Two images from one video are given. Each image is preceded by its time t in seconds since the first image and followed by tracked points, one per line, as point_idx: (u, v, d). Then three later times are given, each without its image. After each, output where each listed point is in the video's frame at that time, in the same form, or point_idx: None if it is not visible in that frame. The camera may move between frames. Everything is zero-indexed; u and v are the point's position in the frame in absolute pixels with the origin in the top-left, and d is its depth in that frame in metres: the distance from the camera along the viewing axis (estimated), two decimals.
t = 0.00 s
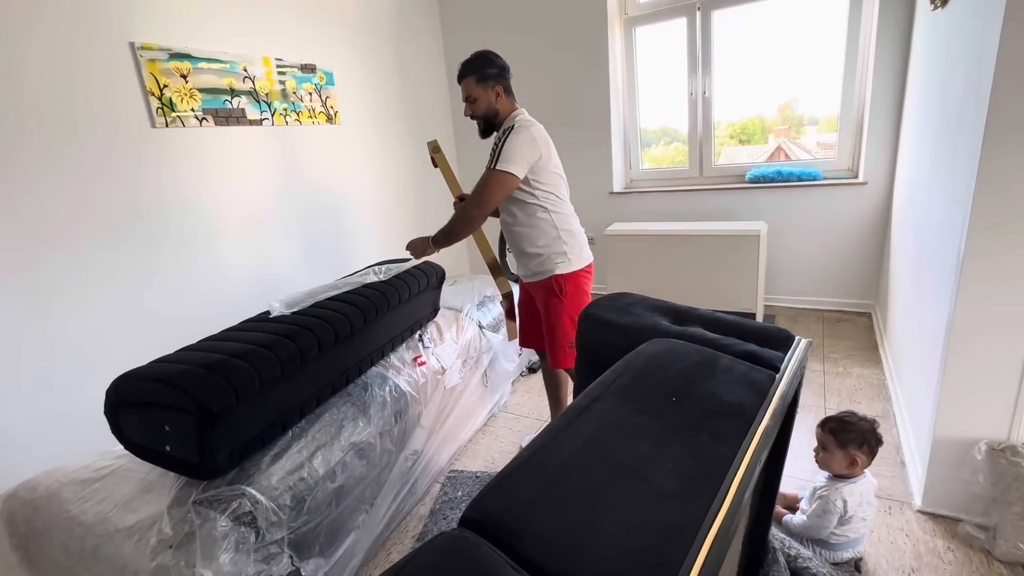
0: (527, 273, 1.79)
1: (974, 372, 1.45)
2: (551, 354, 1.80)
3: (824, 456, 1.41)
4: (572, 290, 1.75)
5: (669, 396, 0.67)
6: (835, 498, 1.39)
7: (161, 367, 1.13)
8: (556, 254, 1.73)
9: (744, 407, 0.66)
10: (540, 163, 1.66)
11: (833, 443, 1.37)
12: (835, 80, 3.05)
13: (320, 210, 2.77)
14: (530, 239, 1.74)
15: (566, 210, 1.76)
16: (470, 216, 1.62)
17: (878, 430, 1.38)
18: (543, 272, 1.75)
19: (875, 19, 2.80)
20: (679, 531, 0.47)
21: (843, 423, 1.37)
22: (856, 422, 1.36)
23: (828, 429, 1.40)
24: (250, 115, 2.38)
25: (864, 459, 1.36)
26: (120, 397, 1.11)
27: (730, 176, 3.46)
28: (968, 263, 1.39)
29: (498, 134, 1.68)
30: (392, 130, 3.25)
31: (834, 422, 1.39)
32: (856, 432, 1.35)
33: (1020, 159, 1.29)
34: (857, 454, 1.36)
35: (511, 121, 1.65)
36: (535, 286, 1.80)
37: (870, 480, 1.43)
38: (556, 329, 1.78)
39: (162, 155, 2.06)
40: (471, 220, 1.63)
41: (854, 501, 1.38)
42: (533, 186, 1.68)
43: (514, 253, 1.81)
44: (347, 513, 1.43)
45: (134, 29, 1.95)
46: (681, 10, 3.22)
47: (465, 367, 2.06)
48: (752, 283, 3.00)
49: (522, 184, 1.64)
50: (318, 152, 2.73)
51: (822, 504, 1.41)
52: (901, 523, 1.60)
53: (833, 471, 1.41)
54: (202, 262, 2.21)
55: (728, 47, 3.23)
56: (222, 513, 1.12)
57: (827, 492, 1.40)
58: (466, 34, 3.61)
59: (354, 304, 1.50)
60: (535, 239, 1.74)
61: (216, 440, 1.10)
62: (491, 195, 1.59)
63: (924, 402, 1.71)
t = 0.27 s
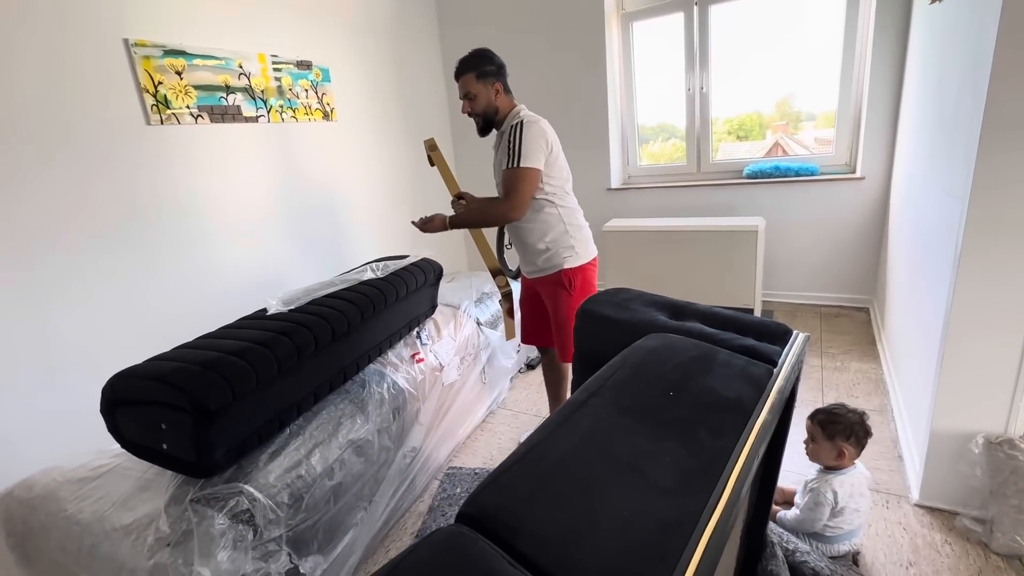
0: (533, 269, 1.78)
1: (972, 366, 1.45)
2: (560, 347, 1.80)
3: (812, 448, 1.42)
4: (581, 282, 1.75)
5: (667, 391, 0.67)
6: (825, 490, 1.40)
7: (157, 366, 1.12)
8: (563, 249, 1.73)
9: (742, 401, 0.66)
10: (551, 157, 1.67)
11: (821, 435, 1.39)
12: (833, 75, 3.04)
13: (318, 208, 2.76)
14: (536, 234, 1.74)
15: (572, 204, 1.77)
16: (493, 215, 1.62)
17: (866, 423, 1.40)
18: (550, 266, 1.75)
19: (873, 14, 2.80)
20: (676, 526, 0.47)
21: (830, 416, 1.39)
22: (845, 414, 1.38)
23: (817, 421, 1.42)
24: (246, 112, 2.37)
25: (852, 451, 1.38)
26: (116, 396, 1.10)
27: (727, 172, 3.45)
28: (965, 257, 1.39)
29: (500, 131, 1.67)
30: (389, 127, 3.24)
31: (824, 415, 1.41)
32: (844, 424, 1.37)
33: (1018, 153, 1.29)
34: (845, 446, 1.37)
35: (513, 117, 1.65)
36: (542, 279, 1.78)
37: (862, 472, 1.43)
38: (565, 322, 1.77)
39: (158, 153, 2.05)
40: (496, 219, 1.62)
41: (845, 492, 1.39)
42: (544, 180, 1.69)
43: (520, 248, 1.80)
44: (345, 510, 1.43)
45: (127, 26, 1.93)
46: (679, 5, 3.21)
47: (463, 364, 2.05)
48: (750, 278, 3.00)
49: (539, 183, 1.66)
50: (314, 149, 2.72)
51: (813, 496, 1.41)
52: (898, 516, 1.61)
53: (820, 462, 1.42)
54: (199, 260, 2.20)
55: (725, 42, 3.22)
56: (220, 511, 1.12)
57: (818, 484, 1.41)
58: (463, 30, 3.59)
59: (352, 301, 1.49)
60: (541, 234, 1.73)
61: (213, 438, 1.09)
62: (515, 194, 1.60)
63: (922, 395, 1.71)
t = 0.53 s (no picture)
0: (543, 269, 1.77)
1: (965, 363, 1.46)
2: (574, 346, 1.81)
3: (794, 436, 1.45)
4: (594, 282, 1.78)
5: (660, 391, 0.67)
6: (806, 481, 1.41)
7: (149, 369, 1.12)
8: (574, 249, 1.75)
9: (735, 400, 0.66)
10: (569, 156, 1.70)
11: (806, 427, 1.41)
12: (826, 73, 3.05)
13: (312, 209, 2.75)
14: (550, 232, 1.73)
15: (581, 204, 1.80)
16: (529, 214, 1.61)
17: (853, 424, 1.41)
18: (562, 265, 1.75)
19: (865, 12, 2.81)
20: (669, 527, 0.46)
21: (820, 411, 1.40)
22: (834, 412, 1.39)
23: (804, 414, 1.43)
24: (238, 113, 2.35)
25: (831, 447, 1.40)
26: (108, 400, 1.10)
27: (722, 171, 3.46)
28: (957, 254, 1.39)
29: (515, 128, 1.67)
30: (382, 127, 3.23)
31: (813, 409, 1.42)
32: (832, 422, 1.38)
33: (1008, 151, 1.29)
34: (825, 441, 1.40)
35: (528, 114, 1.65)
36: (553, 279, 1.78)
37: (843, 462, 1.45)
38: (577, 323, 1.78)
39: (150, 155, 2.04)
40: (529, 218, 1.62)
41: (826, 481, 1.41)
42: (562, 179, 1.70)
43: (529, 247, 1.78)
44: (341, 512, 1.43)
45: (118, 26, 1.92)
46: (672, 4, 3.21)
47: (459, 364, 2.05)
48: (745, 277, 3.01)
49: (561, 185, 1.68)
50: (308, 149, 2.71)
51: (798, 490, 1.42)
52: (893, 513, 1.61)
53: (800, 452, 1.45)
54: (192, 261, 2.19)
55: (719, 40, 3.23)
56: (214, 515, 1.12)
57: (801, 477, 1.42)
58: (456, 29, 3.58)
59: (346, 303, 1.49)
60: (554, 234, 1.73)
61: (206, 441, 1.09)
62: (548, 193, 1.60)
63: (916, 392, 1.72)
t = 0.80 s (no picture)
0: (563, 268, 1.79)
1: (957, 358, 1.47)
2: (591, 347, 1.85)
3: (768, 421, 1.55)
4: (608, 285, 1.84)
5: (653, 389, 0.67)
6: (781, 465, 1.44)
7: (140, 372, 1.11)
8: (592, 249, 1.79)
9: (727, 397, 0.66)
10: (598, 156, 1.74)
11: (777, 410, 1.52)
12: (818, 72, 3.06)
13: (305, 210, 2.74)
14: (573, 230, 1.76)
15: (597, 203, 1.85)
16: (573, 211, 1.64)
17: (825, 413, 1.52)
18: (579, 265, 1.78)
19: (855, 10, 2.82)
20: (662, 524, 0.46)
21: (790, 398, 1.53)
22: (803, 397, 1.51)
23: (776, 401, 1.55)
24: (230, 114, 2.34)
25: (802, 431, 1.49)
26: (98, 403, 1.09)
27: (715, 169, 3.47)
28: (948, 250, 1.40)
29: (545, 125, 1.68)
30: (375, 127, 3.22)
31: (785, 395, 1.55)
32: (802, 405, 1.50)
33: (998, 148, 1.30)
34: (795, 424, 1.49)
35: (560, 111, 1.67)
36: (570, 280, 1.80)
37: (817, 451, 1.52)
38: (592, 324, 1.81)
39: (141, 156, 2.03)
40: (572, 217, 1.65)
41: (799, 462, 1.45)
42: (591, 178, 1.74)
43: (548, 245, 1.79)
44: (336, 514, 1.42)
45: (107, 28, 1.90)
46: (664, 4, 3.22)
47: (453, 365, 2.05)
48: (738, 275, 3.02)
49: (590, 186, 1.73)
50: (301, 150, 2.70)
51: (772, 471, 1.44)
52: (887, 508, 1.62)
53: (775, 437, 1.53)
54: (184, 264, 2.18)
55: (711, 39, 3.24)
56: (207, 518, 1.11)
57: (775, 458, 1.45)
58: (449, 29, 3.57)
59: (339, 304, 1.48)
60: (576, 232, 1.76)
61: (199, 444, 1.08)
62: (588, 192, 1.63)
63: (908, 388, 1.73)
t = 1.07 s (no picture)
0: (586, 266, 1.83)
1: (943, 357, 1.48)
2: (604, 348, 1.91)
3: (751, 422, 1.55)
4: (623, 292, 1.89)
5: (639, 392, 0.67)
6: (767, 467, 1.44)
7: (124, 380, 1.09)
8: (611, 247, 1.85)
9: (713, 400, 0.67)
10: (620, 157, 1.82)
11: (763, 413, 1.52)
12: (805, 73, 3.09)
13: (294, 213, 2.72)
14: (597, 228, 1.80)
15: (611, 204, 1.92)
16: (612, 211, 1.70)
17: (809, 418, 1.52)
18: (599, 263, 1.84)
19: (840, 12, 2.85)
20: (646, 529, 0.46)
21: (777, 402, 1.52)
22: (790, 402, 1.51)
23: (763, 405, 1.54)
24: (218, 118, 2.32)
25: (785, 436, 1.50)
26: (82, 413, 1.07)
27: (704, 171, 3.49)
28: (933, 250, 1.42)
29: (576, 126, 1.70)
30: (364, 130, 3.21)
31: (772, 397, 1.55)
32: (789, 411, 1.49)
33: (981, 148, 1.32)
34: (779, 428, 1.50)
35: (591, 113, 1.70)
36: (592, 275, 1.85)
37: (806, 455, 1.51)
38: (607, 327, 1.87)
39: (126, 161, 2.00)
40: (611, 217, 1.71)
41: (785, 465, 1.45)
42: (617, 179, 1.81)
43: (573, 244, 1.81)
44: (325, 521, 1.41)
45: (91, 31, 1.88)
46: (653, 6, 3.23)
47: (444, 368, 2.04)
48: (728, 275, 3.03)
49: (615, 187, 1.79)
50: (289, 154, 2.68)
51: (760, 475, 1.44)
52: (875, 507, 1.63)
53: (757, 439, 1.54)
54: (171, 269, 2.15)
55: (699, 41, 3.26)
56: (193, 527, 1.10)
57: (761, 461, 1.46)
58: (438, 31, 3.57)
59: (328, 308, 1.47)
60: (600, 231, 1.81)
61: (184, 453, 1.07)
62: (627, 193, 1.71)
63: (896, 387, 1.75)
